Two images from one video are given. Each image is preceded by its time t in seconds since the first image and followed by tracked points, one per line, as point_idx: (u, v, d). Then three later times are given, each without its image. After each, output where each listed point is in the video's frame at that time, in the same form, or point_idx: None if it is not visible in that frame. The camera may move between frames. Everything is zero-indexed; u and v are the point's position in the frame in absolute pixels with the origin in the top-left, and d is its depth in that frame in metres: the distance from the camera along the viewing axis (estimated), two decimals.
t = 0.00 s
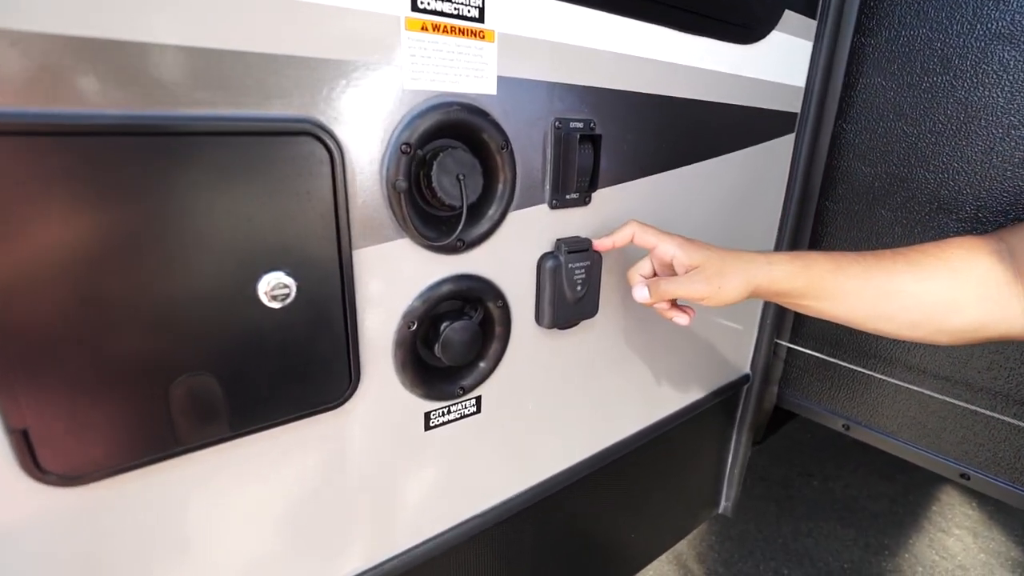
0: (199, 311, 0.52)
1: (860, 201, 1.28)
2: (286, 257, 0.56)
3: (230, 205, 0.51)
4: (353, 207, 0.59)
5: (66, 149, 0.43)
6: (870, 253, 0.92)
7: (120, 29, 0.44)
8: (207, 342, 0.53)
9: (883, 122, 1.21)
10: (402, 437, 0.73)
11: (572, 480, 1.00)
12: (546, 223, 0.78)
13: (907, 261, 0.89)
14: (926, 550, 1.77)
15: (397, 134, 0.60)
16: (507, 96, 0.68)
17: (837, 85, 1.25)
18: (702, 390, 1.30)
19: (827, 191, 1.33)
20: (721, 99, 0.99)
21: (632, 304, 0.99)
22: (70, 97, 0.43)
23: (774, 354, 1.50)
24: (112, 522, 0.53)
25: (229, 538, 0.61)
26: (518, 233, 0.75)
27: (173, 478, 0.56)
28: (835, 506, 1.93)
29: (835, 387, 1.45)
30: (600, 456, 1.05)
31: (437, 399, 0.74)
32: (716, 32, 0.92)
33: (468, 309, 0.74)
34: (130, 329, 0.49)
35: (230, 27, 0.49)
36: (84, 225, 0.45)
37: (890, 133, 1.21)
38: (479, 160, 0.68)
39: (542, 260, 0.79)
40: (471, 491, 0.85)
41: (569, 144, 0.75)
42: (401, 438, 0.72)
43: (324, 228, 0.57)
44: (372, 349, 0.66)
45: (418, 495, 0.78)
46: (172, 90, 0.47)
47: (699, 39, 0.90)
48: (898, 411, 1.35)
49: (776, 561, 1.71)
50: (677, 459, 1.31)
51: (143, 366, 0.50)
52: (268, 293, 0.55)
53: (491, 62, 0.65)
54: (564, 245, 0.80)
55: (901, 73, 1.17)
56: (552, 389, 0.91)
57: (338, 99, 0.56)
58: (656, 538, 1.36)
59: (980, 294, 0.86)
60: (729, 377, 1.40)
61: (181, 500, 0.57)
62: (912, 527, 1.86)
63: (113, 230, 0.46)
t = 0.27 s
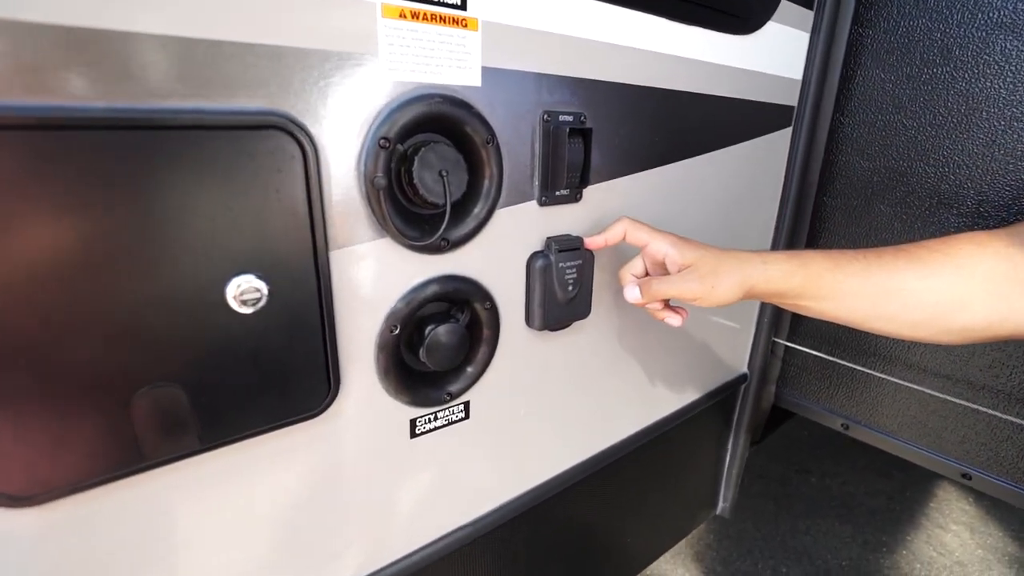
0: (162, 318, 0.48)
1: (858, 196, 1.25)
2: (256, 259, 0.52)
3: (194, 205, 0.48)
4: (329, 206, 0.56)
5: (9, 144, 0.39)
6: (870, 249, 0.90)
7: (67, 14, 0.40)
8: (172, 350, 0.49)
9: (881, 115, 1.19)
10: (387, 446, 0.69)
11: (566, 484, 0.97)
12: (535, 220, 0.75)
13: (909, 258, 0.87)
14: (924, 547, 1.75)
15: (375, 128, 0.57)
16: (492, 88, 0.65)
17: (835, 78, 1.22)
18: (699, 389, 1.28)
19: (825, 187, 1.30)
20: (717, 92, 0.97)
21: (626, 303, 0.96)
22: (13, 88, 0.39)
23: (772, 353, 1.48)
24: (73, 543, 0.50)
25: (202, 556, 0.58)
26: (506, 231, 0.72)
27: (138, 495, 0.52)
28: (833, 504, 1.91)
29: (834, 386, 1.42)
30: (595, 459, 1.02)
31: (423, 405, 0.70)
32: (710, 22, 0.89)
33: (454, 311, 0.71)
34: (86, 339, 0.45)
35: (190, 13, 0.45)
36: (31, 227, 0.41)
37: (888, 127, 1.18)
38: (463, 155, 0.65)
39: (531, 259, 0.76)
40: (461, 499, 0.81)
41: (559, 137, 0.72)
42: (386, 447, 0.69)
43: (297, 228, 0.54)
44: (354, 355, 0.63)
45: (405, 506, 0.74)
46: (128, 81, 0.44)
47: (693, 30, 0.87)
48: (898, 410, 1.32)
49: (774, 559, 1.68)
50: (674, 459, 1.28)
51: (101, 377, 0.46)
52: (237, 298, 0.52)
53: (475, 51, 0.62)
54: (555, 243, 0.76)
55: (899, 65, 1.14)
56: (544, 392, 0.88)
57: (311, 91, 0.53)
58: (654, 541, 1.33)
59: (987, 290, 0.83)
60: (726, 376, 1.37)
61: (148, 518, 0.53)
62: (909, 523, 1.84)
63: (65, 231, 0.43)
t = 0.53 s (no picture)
0: (123, 322, 0.43)
1: (860, 186, 1.23)
2: (229, 256, 0.48)
3: (156, 197, 0.43)
4: (307, 198, 0.52)
5: None
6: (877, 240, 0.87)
7: None
8: (135, 357, 0.44)
9: (885, 103, 1.16)
10: (376, 452, 0.66)
11: (562, 486, 0.94)
12: (529, 212, 0.71)
13: (919, 247, 0.84)
14: (919, 539, 1.73)
15: (356, 112, 0.53)
16: (482, 71, 0.61)
17: (837, 65, 1.19)
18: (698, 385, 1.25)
19: (826, 176, 1.28)
20: (715, 79, 0.93)
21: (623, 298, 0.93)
22: None
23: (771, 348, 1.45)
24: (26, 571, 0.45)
25: None
26: (499, 223, 0.68)
27: (101, 514, 0.48)
28: (830, 497, 1.89)
29: (835, 381, 1.40)
30: (591, 459, 0.99)
31: (413, 408, 0.67)
32: (709, 5, 0.85)
33: (445, 309, 0.67)
34: (36, 346, 0.40)
35: None
36: None
37: (891, 115, 1.16)
38: (453, 142, 0.61)
39: (526, 253, 0.72)
40: (453, 505, 0.78)
41: (554, 125, 0.69)
42: (376, 452, 0.66)
43: (273, 222, 0.49)
44: (336, 356, 0.59)
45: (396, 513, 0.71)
46: (79, 56, 0.39)
47: (691, 13, 0.84)
48: (900, 405, 1.30)
49: (771, 554, 1.66)
50: (673, 457, 1.25)
51: (55, 387, 0.42)
52: (207, 298, 0.47)
53: (464, 31, 0.58)
54: (549, 236, 0.73)
55: (904, 51, 1.11)
56: (539, 391, 0.84)
57: (286, 73, 0.48)
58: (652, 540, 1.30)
59: (1001, 279, 0.81)
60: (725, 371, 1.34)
61: (113, 539, 0.49)
62: (904, 515, 1.83)
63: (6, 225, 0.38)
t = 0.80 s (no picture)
0: (104, 323, 0.40)
1: (869, 175, 1.21)
2: (218, 251, 0.45)
3: (137, 188, 0.40)
4: (302, 189, 0.48)
5: None
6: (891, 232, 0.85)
7: None
8: (118, 360, 0.41)
9: (895, 89, 1.14)
10: (377, 455, 0.63)
11: (566, 486, 0.91)
12: (535, 203, 0.68)
13: (934, 240, 0.82)
14: (914, 527, 1.71)
15: (353, 97, 0.49)
16: (486, 54, 0.58)
17: (846, 51, 1.16)
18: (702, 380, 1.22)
19: (833, 165, 1.25)
20: (724, 65, 0.90)
21: (628, 292, 0.90)
22: None
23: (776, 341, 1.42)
24: None
25: None
26: (503, 214, 0.65)
27: (84, 528, 0.44)
28: (829, 489, 1.88)
29: (840, 375, 1.38)
30: (595, 457, 0.97)
31: (415, 409, 0.64)
32: None
33: (447, 305, 0.64)
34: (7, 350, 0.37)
35: None
36: None
37: (902, 102, 1.13)
38: (456, 130, 0.57)
39: (531, 246, 0.69)
40: (455, 508, 0.75)
41: (560, 112, 0.66)
42: (376, 455, 0.63)
43: (266, 214, 0.46)
44: (335, 356, 0.56)
45: (396, 517, 0.68)
46: (50, 32, 0.35)
47: None
48: (907, 398, 1.28)
49: (770, 545, 1.64)
50: (676, 452, 1.23)
51: (30, 394, 0.38)
52: (196, 296, 0.44)
53: (467, 10, 0.55)
54: (556, 228, 0.70)
55: (916, 36, 1.09)
56: (543, 388, 0.81)
57: (278, 54, 0.44)
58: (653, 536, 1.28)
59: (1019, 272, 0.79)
60: (729, 365, 1.32)
61: (97, 554, 0.46)
62: (902, 505, 1.81)
63: None
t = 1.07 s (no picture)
0: (92, 322, 0.38)
1: (870, 165, 1.20)
2: (211, 246, 0.43)
3: (123, 179, 0.38)
4: (298, 181, 0.47)
5: None
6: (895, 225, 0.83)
7: None
8: (109, 361, 0.40)
9: (898, 78, 1.12)
10: (378, 454, 0.61)
11: (568, 482, 0.90)
12: (538, 195, 0.66)
13: (940, 232, 0.81)
14: (909, 517, 1.71)
15: (351, 85, 0.47)
16: (488, 41, 0.56)
17: (848, 40, 1.15)
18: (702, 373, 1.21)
19: (834, 156, 1.24)
20: (726, 54, 0.88)
21: (629, 285, 0.89)
22: None
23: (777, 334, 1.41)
24: None
25: None
26: (505, 207, 0.63)
27: (76, 535, 0.43)
28: (825, 479, 1.88)
29: (841, 367, 1.37)
30: (596, 452, 0.95)
31: (416, 407, 0.62)
32: None
33: (449, 301, 0.62)
34: None
35: None
36: None
37: (905, 91, 1.12)
38: (457, 119, 0.55)
39: (534, 240, 0.68)
40: (457, 506, 0.74)
41: (563, 101, 0.64)
42: (376, 454, 0.61)
43: (262, 208, 0.44)
44: (334, 354, 0.54)
45: (397, 517, 0.66)
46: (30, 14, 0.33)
47: None
48: (908, 390, 1.28)
49: (767, 535, 1.64)
50: (677, 446, 1.22)
51: (16, 398, 0.37)
52: (189, 294, 0.42)
53: None
54: (559, 221, 0.68)
55: (920, 23, 1.07)
56: (545, 384, 0.80)
57: (270, 39, 0.42)
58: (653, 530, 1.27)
59: None
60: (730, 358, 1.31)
61: (90, 561, 0.44)
62: (898, 494, 1.82)
63: None
